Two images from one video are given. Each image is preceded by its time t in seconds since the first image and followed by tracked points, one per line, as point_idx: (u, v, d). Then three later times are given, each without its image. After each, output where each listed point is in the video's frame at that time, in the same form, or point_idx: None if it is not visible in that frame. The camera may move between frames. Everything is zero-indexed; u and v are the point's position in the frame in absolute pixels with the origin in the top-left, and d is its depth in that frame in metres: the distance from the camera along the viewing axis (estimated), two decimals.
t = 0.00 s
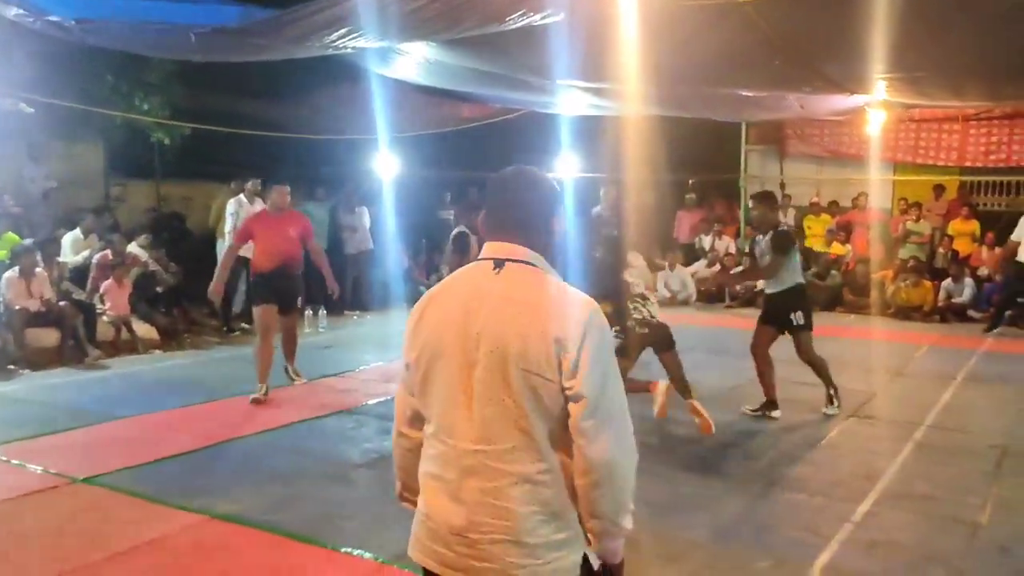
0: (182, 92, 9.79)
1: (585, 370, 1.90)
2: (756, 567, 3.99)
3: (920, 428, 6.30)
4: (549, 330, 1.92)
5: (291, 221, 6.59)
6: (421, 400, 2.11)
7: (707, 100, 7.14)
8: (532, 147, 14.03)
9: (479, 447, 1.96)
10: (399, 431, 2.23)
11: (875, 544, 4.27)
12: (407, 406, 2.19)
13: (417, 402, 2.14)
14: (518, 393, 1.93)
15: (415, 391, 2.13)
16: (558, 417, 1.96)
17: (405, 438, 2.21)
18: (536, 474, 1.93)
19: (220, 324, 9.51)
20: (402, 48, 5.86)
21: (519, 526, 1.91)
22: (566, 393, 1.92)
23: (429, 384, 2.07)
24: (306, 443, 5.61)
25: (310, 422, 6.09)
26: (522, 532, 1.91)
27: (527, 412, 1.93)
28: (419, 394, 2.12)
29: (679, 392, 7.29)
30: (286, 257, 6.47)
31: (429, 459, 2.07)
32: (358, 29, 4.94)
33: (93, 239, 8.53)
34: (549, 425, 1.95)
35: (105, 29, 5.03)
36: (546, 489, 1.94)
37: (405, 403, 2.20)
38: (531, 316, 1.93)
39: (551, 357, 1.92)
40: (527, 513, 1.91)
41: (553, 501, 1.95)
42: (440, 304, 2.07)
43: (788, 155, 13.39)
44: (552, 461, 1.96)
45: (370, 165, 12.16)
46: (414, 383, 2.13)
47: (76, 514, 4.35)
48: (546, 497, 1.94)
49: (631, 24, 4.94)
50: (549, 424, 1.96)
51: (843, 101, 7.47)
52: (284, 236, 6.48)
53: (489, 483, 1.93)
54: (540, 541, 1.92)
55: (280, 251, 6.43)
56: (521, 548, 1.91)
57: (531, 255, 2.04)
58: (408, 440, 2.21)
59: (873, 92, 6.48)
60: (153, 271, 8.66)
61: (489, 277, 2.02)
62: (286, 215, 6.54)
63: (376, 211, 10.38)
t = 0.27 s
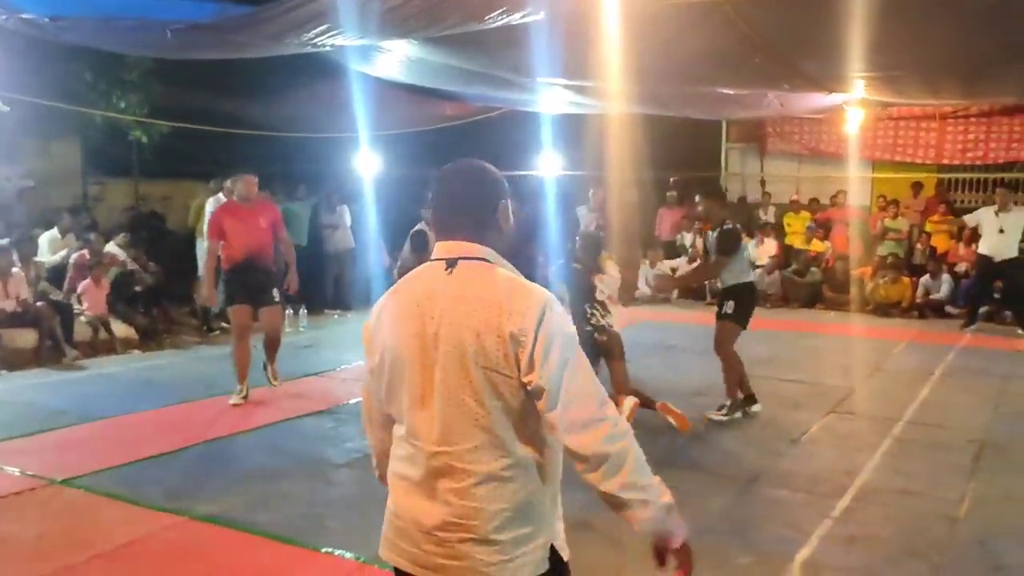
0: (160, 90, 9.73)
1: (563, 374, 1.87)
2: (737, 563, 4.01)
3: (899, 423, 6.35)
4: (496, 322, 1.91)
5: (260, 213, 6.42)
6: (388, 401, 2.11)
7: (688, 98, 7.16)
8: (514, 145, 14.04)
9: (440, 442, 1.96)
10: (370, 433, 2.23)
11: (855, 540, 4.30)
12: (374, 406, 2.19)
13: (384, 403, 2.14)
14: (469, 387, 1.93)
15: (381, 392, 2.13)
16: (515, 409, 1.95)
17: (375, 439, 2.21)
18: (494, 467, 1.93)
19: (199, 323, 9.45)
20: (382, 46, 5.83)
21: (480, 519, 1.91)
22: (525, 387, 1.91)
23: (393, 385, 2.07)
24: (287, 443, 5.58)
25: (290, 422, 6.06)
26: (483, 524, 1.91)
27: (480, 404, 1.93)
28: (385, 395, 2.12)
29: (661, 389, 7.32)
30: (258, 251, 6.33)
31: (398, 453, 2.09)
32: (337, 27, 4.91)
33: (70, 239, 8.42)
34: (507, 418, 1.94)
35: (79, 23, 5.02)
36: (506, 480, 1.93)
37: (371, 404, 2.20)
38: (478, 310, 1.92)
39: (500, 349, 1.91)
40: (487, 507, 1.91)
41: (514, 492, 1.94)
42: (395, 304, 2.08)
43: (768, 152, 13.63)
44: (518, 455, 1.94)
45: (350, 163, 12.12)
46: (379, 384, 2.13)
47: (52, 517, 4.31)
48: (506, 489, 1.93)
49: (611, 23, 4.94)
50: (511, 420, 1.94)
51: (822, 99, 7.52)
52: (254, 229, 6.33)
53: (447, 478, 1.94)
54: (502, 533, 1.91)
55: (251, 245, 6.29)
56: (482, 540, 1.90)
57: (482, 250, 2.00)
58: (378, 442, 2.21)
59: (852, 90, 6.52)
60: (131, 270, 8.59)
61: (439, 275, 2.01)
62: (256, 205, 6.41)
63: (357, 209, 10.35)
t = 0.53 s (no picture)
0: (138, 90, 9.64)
1: (587, 314, 1.76)
2: (718, 561, 4.03)
3: (877, 420, 6.41)
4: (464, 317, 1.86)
5: (239, 216, 6.20)
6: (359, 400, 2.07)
7: (668, 97, 7.19)
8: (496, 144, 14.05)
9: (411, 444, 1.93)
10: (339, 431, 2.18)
11: (835, 536, 4.34)
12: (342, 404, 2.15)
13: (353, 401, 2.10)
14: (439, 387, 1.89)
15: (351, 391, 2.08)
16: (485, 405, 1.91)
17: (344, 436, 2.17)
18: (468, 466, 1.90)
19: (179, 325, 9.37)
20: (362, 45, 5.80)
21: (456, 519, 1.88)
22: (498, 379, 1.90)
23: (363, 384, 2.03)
24: (267, 445, 5.55)
25: (270, 424, 6.03)
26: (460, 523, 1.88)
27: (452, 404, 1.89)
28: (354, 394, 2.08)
29: (640, 388, 7.37)
30: (230, 256, 6.09)
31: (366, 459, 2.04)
32: (316, 26, 4.89)
33: (47, 240, 8.21)
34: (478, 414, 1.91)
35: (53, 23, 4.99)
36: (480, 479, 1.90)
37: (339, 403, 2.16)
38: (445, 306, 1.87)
39: (470, 346, 1.87)
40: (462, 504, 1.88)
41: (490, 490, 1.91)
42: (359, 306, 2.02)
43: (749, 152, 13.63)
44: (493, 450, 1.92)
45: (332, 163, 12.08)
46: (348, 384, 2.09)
47: (28, 522, 4.26)
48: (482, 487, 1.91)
49: (590, 26, 4.95)
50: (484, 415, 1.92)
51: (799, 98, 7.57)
52: (228, 233, 6.09)
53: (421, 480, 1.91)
54: (478, 531, 1.89)
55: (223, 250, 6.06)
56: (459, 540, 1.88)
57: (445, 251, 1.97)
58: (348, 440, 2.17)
59: (829, 90, 6.57)
60: (108, 272, 8.52)
61: (401, 275, 1.95)
62: (234, 208, 6.18)
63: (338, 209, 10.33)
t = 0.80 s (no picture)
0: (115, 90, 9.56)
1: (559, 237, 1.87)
2: (698, 559, 4.05)
3: (856, 417, 6.48)
4: (432, 308, 1.88)
5: (230, 219, 5.79)
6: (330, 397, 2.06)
7: (648, 98, 7.22)
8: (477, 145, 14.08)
9: (388, 438, 1.95)
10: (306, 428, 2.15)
11: (815, 533, 4.38)
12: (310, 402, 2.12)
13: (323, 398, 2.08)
14: (413, 382, 1.90)
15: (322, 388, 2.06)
16: (459, 392, 1.94)
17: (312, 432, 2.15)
18: (444, 456, 1.94)
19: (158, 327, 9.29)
20: (342, 46, 5.78)
21: (436, 507, 1.93)
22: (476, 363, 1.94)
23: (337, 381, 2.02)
24: (247, 447, 5.53)
25: (251, 425, 6.00)
26: (440, 511, 1.93)
27: (427, 396, 1.91)
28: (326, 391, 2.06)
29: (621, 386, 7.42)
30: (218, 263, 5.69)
31: (344, 453, 2.05)
32: (296, 27, 4.86)
33: (22, 242, 8.22)
34: (453, 402, 1.94)
35: (29, 25, 4.96)
36: (458, 465, 1.95)
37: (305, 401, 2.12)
38: (415, 299, 1.88)
39: (442, 335, 1.89)
40: (441, 492, 1.93)
41: (468, 476, 1.96)
42: (327, 302, 2.01)
43: (728, 151, 13.81)
44: (473, 431, 1.98)
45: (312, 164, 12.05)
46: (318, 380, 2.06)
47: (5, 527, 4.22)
48: (459, 474, 1.95)
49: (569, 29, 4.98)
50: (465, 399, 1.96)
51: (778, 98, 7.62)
52: (218, 239, 5.68)
53: (401, 471, 1.93)
54: (460, 517, 1.94)
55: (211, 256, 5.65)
56: (442, 529, 1.93)
57: (419, 248, 1.97)
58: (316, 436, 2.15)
59: (807, 90, 6.62)
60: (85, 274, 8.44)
61: (374, 272, 1.94)
62: (225, 212, 5.77)
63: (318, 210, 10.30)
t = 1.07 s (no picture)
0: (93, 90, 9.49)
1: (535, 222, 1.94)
2: (680, 558, 4.07)
3: (836, 416, 6.54)
4: (416, 304, 1.88)
5: (216, 217, 5.59)
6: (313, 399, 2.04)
7: (631, 100, 7.26)
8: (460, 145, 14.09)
9: (372, 437, 1.94)
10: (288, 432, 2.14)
11: (795, 531, 4.41)
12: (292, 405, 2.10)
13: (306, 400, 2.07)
14: (398, 379, 1.90)
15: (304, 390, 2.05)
16: (444, 387, 1.94)
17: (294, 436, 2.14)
18: (430, 451, 1.94)
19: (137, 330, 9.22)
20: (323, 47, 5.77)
21: (424, 502, 1.93)
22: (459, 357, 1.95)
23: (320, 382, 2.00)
24: (228, 450, 5.49)
25: (232, 428, 5.97)
26: (428, 506, 1.93)
27: (412, 392, 1.91)
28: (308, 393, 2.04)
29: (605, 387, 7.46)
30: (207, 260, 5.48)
31: (328, 455, 2.04)
32: (277, 31, 4.84)
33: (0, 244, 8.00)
34: (438, 397, 1.94)
35: (5, 27, 4.91)
36: (443, 461, 1.96)
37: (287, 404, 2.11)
38: (398, 296, 1.88)
39: (426, 330, 1.89)
40: (429, 488, 1.93)
41: (454, 470, 1.97)
42: (306, 306, 2.00)
43: (709, 152, 13.94)
44: (458, 425, 1.98)
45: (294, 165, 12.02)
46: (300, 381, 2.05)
47: None
48: (446, 469, 1.96)
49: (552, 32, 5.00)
50: (449, 394, 1.96)
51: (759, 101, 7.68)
52: (207, 234, 5.49)
53: (387, 469, 1.93)
54: (448, 512, 1.95)
55: (201, 252, 5.44)
56: (431, 524, 1.93)
57: (395, 247, 1.96)
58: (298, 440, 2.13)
59: (787, 92, 6.67)
60: (63, 276, 8.36)
61: (354, 273, 1.93)
62: (211, 210, 5.58)
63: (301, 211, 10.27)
